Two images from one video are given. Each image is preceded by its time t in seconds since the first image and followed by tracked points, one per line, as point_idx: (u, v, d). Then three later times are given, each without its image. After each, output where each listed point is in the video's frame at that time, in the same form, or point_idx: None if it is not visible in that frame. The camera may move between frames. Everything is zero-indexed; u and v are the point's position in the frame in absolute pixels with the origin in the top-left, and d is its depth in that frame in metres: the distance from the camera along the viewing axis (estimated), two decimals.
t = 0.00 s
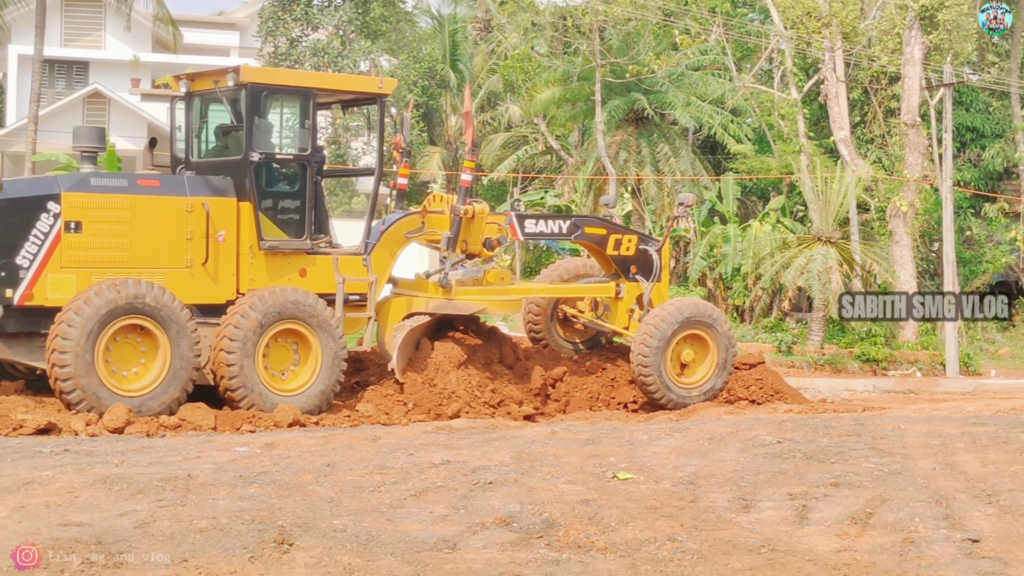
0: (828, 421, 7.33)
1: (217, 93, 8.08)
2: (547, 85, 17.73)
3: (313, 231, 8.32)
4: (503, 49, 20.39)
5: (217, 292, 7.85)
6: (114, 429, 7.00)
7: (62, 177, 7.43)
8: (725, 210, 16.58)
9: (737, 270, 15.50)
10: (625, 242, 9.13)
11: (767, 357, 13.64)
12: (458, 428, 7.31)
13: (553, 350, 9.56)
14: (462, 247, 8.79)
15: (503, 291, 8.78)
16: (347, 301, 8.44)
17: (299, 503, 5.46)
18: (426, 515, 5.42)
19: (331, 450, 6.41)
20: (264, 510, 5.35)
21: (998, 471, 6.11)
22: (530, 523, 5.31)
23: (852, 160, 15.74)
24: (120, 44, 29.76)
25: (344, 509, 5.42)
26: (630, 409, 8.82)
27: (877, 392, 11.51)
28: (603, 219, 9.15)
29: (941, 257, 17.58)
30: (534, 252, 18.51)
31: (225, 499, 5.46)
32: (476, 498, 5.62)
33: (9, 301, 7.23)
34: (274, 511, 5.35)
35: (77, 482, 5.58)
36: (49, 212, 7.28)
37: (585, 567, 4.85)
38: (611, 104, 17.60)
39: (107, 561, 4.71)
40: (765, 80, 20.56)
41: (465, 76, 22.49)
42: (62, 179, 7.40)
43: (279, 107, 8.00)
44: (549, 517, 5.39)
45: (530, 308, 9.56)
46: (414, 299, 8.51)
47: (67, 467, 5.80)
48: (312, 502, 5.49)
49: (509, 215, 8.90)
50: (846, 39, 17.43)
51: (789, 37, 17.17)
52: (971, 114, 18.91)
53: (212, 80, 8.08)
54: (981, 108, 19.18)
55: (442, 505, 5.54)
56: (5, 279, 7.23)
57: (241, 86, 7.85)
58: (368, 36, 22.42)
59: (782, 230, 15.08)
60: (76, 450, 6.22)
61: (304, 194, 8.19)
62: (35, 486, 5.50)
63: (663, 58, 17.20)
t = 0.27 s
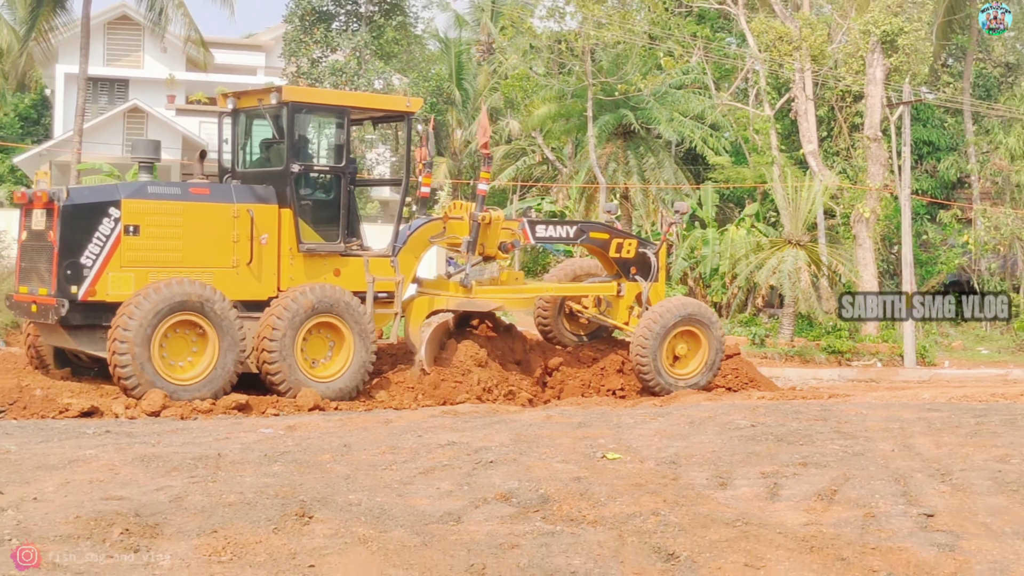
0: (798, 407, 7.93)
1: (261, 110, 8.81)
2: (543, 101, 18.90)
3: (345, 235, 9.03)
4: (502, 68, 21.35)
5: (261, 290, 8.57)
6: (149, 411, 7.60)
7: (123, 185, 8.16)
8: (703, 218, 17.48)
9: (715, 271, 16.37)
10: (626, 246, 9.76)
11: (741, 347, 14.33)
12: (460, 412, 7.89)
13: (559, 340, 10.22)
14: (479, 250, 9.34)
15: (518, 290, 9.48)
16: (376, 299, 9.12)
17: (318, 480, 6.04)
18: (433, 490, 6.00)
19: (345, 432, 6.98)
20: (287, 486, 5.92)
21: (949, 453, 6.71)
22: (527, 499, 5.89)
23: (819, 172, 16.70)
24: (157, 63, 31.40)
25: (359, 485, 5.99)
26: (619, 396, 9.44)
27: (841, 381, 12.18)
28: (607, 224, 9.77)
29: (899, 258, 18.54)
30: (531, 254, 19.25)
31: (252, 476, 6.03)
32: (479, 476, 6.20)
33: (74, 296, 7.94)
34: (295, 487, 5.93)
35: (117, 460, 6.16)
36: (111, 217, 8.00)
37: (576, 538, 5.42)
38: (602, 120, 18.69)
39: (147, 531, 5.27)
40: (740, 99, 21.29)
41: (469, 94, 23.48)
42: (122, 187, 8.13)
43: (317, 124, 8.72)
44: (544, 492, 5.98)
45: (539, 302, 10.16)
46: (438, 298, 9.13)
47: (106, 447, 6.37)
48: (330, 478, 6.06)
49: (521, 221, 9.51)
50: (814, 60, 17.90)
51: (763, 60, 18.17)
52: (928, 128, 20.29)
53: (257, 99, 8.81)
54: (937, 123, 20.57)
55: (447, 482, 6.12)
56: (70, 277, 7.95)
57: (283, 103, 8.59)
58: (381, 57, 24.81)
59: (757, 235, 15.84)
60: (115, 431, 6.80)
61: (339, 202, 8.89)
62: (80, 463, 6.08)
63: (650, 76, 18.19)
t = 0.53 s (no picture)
0: (774, 397, 8.51)
1: (297, 124, 9.63)
2: (541, 117, 19.58)
3: (375, 239, 9.84)
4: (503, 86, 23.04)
5: (298, 288, 9.37)
6: (175, 400, 8.21)
7: (172, 193, 8.92)
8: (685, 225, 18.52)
9: (697, 273, 16.99)
10: (629, 248, 10.79)
11: (723, 343, 15.32)
12: (463, 403, 8.43)
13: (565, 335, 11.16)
14: (497, 252, 10.17)
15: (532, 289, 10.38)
16: (403, 296, 9.89)
17: (334, 464, 6.57)
18: (439, 474, 6.53)
19: (357, 420, 7.53)
20: (304, 470, 6.45)
21: (913, 439, 7.27)
22: (525, 481, 6.43)
23: (792, 181, 17.79)
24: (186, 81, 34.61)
25: (371, 470, 6.52)
26: (611, 386, 10.35)
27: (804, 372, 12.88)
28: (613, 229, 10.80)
29: (868, 260, 19.71)
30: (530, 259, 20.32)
31: (272, 461, 6.55)
32: (481, 461, 6.74)
33: (129, 294, 8.70)
34: (312, 471, 6.46)
35: (148, 446, 6.69)
36: (163, 222, 8.75)
37: (570, 518, 5.96)
38: (595, 133, 19.92)
39: (178, 512, 5.80)
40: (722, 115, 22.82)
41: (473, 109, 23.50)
42: (172, 195, 8.88)
43: (349, 137, 9.54)
44: (541, 476, 6.51)
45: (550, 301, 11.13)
46: (459, 297, 9.86)
47: (138, 434, 6.91)
48: (344, 463, 6.59)
49: (535, 225, 10.40)
50: (789, 78, 19.11)
51: (743, 79, 19.40)
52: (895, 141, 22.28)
53: (294, 114, 9.63)
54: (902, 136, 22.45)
55: (452, 466, 6.65)
56: (125, 277, 8.70)
57: (317, 118, 9.37)
58: (392, 76, 25.57)
59: (737, 239, 16.84)
60: (147, 420, 7.34)
61: (369, 208, 9.72)
62: (113, 449, 6.61)
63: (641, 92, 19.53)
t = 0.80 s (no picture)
0: (746, 385, 9.50)
1: (342, 145, 11.14)
2: (538, 137, 22.29)
3: (410, 245, 11.34)
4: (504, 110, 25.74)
5: (342, 287, 10.80)
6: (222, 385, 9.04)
7: (234, 204, 10.29)
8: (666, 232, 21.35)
9: (675, 276, 18.75)
10: (629, 255, 12.40)
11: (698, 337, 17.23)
12: (468, 390, 9.38)
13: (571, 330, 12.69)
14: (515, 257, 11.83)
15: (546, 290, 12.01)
16: (433, 296, 11.44)
17: (357, 442, 7.48)
18: (448, 451, 7.45)
19: (373, 406, 8.43)
20: (330, 448, 7.36)
21: (865, 422, 8.26)
22: (523, 458, 7.34)
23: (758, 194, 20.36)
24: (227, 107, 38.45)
25: (389, 447, 7.43)
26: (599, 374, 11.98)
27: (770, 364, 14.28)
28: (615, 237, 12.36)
29: (825, 266, 22.49)
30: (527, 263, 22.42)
31: (301, 439, 7.46)
32: (485, 440, 7.66)
33: (197, 291, 10.07)
34: (337, 449, 7.36)
35: (192, 427, 7.60)
36: (226, 229, 10.12)
37: (563, 490, 6.85)
38: (586, 152, 22.10)
39: (219, 485, 6.68)
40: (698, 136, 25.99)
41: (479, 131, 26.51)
42: (233, 205, 10.25)
43: (387, 156, 11.04)
44: (537, 453, 7.43)
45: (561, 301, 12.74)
46: (482, 298, 11.53)
47: (182, 416, 7.83)
48: (365, 442, 7.50)
49: (547, 235, 12.02)
50: (757, 104, 22.13)
51: (716, 105, 22.52)
52: (850, 160, 24.94)
53: (339, 136, 11.13)
54: (856, 156, 25.22)
55: (459, 445, 7.56)
56: (194, 276, 10.08)
57: (360, 140, 10.86)
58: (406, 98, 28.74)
59: (710, 244, 18.76)
60: (187, 404, 8.24)
61: (405, 218, 11.23)
62: (161, 430, 7.52)
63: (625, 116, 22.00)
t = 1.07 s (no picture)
0: (717, 378, 10.69)
1: (383, 165, 12.81)
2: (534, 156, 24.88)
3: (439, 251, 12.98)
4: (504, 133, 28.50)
5: (382, 286, 12.38)
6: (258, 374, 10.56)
7: (290, 214, 11.77)
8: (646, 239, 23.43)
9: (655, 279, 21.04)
10: (626, 261, 14.05)
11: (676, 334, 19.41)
12: (471, 381, 10.54)
13: (576, 323, 14.37)
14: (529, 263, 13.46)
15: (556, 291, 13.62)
16: (460, 295, 12.97)
17: (377, 421, 8.62)
18: (455, 430, 8.57)
19: (392, 392, 9.62)
20: (353, 427, 8.47)
21: (819, 404, 9.54)
22: (522, 435, 8.47)
23: (726, 207, 23.69)
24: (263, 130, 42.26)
25: (404, 427, 8.55)
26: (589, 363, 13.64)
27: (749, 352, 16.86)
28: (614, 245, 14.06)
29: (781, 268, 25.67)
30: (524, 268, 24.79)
31: (328, 420, 8.58)
32: (488, 421, 8.79)
33: (259, 289, 11.57)
34: (359, 428, 8.47)
35: (233, 409, 8.72)
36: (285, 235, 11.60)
37: (556, 462, 7.94)
38: (577, 169, 24.69)
39: (256, 459, 7.74)
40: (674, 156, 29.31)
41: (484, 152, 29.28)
42: (290, 215, 11.74)
43: (422, 174, 12.70)
44: (533, 432, 8.55)
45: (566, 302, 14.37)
46: (501, 301, 13.13)
47: (225, 400, 8.97)
48: (383, 422, 8.62)
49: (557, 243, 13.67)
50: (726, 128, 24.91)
51: (690, 129, 25.31)
52: (807, 178, 27.84)
53: (381, 156, 12.83)
54: (812, 172, 28.30)
55: (466, 425, 8.68)
56: (256, 276, 11.59)
57: (398, 160, 12.50)
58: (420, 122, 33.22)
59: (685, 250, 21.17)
60: (226, 390, 9.36)
61: (436, 227, 12.88)
62: (206, 411, 8.63)
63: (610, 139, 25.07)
